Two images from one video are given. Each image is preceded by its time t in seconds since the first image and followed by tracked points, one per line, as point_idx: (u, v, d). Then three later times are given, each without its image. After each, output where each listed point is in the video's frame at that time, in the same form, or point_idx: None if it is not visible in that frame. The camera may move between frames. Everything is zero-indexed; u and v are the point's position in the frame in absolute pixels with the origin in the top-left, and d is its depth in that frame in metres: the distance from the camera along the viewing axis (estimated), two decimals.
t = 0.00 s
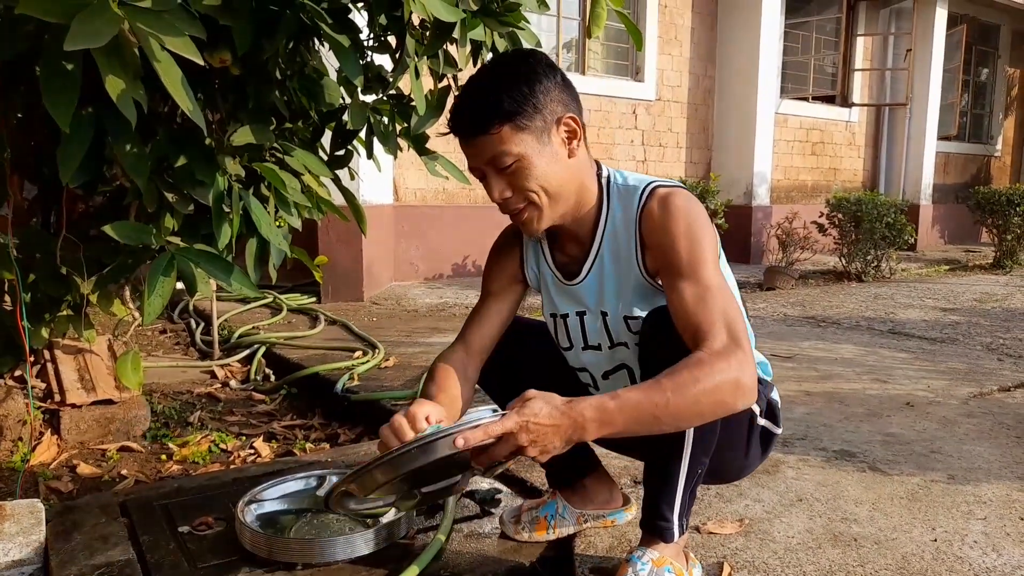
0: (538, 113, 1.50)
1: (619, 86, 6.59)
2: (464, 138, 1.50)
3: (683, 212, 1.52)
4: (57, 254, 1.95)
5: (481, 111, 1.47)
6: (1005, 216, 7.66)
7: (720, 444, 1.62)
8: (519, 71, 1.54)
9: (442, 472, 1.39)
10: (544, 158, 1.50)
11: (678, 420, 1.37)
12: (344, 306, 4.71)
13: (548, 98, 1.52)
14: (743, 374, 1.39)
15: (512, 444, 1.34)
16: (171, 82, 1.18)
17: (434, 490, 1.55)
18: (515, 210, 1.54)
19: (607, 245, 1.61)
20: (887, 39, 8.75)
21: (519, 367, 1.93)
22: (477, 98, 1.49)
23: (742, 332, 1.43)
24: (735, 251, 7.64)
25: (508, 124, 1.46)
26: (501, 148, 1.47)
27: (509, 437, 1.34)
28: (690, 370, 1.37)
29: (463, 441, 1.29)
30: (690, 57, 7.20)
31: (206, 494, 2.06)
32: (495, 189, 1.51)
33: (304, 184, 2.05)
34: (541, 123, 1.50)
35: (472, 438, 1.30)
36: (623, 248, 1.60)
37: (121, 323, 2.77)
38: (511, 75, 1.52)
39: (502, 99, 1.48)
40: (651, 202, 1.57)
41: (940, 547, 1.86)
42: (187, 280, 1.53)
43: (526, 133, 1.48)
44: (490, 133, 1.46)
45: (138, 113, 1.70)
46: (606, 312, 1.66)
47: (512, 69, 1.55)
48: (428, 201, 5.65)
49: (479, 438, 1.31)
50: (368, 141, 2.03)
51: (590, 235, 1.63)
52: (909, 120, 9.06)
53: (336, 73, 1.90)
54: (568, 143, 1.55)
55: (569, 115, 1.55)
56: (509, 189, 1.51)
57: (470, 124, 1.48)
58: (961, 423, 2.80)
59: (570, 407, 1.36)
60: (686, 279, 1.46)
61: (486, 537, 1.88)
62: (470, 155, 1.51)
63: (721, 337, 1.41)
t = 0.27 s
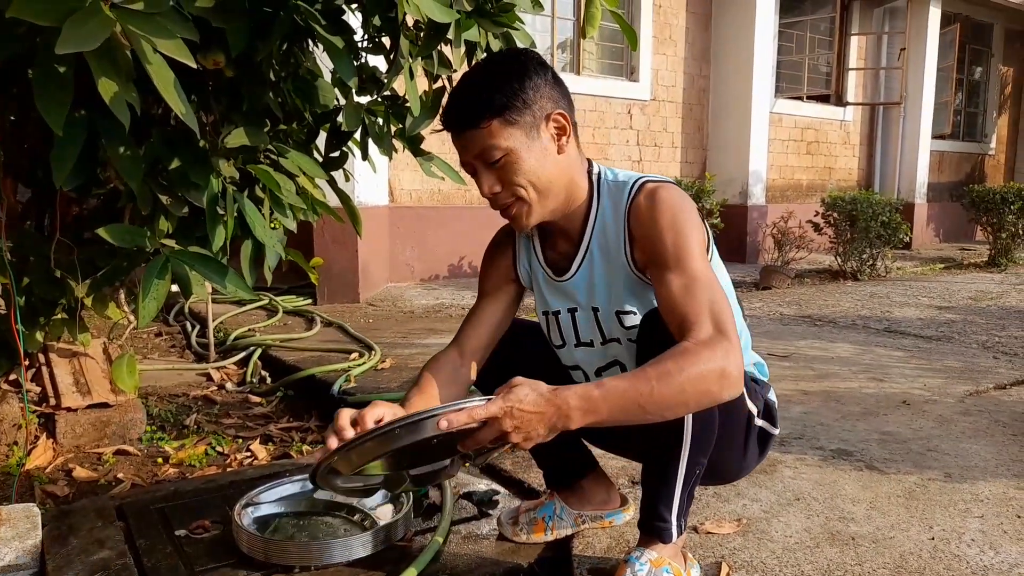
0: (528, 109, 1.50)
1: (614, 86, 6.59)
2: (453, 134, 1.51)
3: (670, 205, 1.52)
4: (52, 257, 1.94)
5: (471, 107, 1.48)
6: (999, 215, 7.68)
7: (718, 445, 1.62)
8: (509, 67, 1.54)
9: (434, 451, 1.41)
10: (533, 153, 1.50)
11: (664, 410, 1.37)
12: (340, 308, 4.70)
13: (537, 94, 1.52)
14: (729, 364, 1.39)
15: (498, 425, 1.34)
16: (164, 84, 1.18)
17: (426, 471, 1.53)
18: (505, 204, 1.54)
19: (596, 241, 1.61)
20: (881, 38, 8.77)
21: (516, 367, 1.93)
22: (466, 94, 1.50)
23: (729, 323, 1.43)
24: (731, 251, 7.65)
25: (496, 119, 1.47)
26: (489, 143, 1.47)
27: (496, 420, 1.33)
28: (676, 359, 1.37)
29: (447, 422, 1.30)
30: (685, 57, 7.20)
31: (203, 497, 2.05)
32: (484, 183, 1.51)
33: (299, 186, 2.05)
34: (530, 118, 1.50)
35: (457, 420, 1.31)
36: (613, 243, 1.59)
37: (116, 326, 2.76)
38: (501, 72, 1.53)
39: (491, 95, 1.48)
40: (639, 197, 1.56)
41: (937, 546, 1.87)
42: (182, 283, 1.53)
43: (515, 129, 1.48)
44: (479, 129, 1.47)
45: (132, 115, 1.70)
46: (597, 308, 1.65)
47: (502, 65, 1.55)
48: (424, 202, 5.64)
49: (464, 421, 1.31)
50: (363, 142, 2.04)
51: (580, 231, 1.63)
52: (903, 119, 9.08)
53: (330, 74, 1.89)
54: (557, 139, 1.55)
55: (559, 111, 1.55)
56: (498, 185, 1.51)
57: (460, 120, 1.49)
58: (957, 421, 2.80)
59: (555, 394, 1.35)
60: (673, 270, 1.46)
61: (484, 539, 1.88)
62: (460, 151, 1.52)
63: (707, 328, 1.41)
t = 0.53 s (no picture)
0: (522, 106, 1.50)
1: (613, 88, 6.59)
2: (449, 131, 1.52)
3: (665, 201, 1.52)
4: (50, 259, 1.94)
5: (465, 104, 1.49)
6: (998, 215, 7.69)
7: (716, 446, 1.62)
8: (504, 65, 1.55)
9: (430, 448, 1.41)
10: (528, 150, 1.51)
11: (659, 404, 1.38)
12: (339, 309, 4.70)
13: (532, 91, 1.53)
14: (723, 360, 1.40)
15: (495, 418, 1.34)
16: (162, 86, 1.18)
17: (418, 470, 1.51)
18: (500, 201, 1.54)
19: (591, 239, 1.61)
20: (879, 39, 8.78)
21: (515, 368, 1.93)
22: (461, 91, 1.51)
23: (723, 319, 1.43)
24: (729, 252, 7.65)
25: (490, 116, 1.48)
26: (484, 140, 1.48)
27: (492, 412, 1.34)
28: (670, 356, 1.37)
29: (446, 415, 1.31)
30: (683, 58, 7.21)
31: (202, 499, 2.05)
32: (480, 180, 1.52)
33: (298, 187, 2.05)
34: (524, 115, 1.50)
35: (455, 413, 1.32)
36: (608, 241, 1.60)
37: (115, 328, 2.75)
38: (496, 69, 1.54)
39: (486, 93, 1.49)
40: (634, 194, 1.57)
41: (937, 546, 1.87)
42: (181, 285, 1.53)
43: (508, 126, 1.49)
44: (474, 126, 1.48)
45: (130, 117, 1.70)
46: (594, 306, 1.65)
47: (498, 63, 1.56)
48: (423, 204, 5.64)
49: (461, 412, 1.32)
50: (362, 144, 2.04)
51: (576, 230, 1.63)
52: (902, 120, 9.09)
53: (328, 76, 1.89)
54: (552, 136, 1.55)
55: (554, 108, 1.55)
56: (493, 182, 1.51)
57: (455, 117, 1.50)
58: (956, 422, 2.80)
59: (551, 387, 1.36)
60: (668, 266, 1.46)
61: (483, 540, 1.88)
62: (456, 149, 1.53)
63: (701, 324, 1.41)
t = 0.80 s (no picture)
0: (509, 109, 1.50)
1: (610, 89, 6.60)
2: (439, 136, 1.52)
3: (658, 196, 1.53)
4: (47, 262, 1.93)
5: (453, 109, 1.50)
6: (995, 216, 7.70)
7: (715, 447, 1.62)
8: (491, 69, 1.55)
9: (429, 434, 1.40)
10: (517, 152, 1.51)
11: (660, 394, 1.38)
12: (337, 311, 4.70)
13: (520, 94, 1.53)
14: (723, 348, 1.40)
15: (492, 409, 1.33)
16: (161, 87, 1.18)
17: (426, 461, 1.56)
18: (492, 203, 1.54)
19: (586, 239, 1.61)
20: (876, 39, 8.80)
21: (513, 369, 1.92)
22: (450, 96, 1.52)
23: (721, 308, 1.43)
24: (727, 253, 7.66)
25: (479, 120, 1.48)
26: (473, 143, 1.48)
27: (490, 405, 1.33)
28: (671, 345, 1.37)
29: (444, 399, 1.30)
30: (681, 60, 7.21)
31: (200, 502, 2.05)
32: (471, 183, 1.52)
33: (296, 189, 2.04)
34: (513, 117, 1.50)
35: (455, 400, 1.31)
36: (604, 239, 1.60)
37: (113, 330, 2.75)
38: (483, 73, 1.54)
39: (473, 97, 1.50)
40: (627, 192, 1.57)
41: (935, 547, 1.87)
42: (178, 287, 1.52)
43: (497, 129, 1.49)
44: (463, 131, 1.49)
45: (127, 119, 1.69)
46: (591, 306, 1.65)
47: (485, 68, 1.56)
48: (420, 205, 5.64)
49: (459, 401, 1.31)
50: (360, 146, 2.04)
51: (571, 230, 1.63)
52: (899, 120, 9.11)
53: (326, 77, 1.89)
54: (542, 138, 1.55)
55: (543, 110, 1.55)
56: (484, 185, 1.51)
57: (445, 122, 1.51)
58: (954, 422, 2.80)
59: (551, 373, 1.36)
60: (664, 259, 1.47)
61: (482, 543, 1.87)
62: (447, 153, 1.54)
63: (699, 313, 1.42)
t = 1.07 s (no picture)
0: (505, 117, 1.51)
1: (608, 91, 6.60)
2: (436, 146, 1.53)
3: (652, 199, 1.53)
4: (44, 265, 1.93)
5: (448, 119, 1.50)
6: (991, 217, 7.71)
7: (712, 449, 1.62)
8: (485, 76, 1.55)
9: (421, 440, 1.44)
10: (514, 159, 1.51)
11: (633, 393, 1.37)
12: (334, 313, 4.70)
13: (515, 101, 1.53)
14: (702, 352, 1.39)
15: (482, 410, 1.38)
16: (157, 91, 1.17)
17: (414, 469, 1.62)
18: (491, 210, 1.55)
19: (583, 243, 1.61)
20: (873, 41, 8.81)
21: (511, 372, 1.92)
22: (445, 106, 1.52)
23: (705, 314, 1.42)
24: (725, 254, 7.66)
25: (474, 129, 1.48)
26: (470, 153, 1.49)
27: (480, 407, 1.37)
28: (648, 347, 1.37)
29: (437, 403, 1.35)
30: (678, 62, 7.22)
31: (198, 505, 2.05)
32: (469, 192, 1.52)
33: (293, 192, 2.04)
34: (508, 125, 1.50)
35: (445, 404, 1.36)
36: (599, 243, 1.60)
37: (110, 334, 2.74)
38: (477, 81, 1.54)
39: (468, 107, 1.50)
40: (621, 195, 1.57)
41: (933, 548, 1.87)
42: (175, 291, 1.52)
43: (493, 138, 1.49)
44: (459, 141, 1.49)
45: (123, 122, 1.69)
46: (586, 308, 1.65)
47: (479, 75, 1.56)
48: (418, 207, 5.64)
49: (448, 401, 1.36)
50: (357, 149, 2.04)
51: (568, 233, 1.63)
52: (895, 121, 9.12)
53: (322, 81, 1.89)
54: (538, 144, 1.55)
55: (538, 116, 1.55)
56: (482, 194, 1.52)
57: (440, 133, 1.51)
58: (951, 423, 2.81)
59: (528, 381, 1.35)
60: (651, 261, 1.47)
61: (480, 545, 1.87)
62: (444, 163, 1.54)
63: (681, 316, 1.41)
